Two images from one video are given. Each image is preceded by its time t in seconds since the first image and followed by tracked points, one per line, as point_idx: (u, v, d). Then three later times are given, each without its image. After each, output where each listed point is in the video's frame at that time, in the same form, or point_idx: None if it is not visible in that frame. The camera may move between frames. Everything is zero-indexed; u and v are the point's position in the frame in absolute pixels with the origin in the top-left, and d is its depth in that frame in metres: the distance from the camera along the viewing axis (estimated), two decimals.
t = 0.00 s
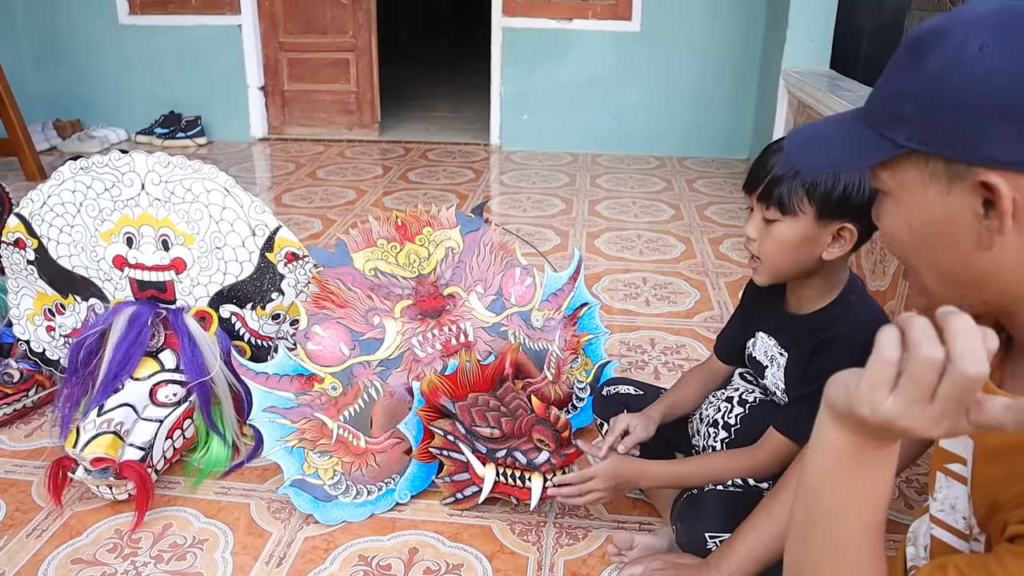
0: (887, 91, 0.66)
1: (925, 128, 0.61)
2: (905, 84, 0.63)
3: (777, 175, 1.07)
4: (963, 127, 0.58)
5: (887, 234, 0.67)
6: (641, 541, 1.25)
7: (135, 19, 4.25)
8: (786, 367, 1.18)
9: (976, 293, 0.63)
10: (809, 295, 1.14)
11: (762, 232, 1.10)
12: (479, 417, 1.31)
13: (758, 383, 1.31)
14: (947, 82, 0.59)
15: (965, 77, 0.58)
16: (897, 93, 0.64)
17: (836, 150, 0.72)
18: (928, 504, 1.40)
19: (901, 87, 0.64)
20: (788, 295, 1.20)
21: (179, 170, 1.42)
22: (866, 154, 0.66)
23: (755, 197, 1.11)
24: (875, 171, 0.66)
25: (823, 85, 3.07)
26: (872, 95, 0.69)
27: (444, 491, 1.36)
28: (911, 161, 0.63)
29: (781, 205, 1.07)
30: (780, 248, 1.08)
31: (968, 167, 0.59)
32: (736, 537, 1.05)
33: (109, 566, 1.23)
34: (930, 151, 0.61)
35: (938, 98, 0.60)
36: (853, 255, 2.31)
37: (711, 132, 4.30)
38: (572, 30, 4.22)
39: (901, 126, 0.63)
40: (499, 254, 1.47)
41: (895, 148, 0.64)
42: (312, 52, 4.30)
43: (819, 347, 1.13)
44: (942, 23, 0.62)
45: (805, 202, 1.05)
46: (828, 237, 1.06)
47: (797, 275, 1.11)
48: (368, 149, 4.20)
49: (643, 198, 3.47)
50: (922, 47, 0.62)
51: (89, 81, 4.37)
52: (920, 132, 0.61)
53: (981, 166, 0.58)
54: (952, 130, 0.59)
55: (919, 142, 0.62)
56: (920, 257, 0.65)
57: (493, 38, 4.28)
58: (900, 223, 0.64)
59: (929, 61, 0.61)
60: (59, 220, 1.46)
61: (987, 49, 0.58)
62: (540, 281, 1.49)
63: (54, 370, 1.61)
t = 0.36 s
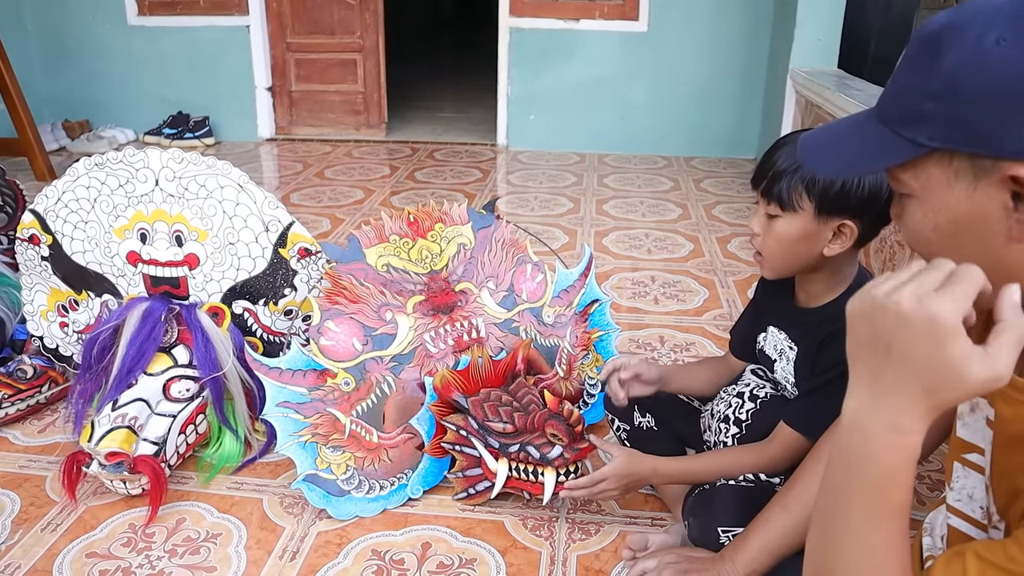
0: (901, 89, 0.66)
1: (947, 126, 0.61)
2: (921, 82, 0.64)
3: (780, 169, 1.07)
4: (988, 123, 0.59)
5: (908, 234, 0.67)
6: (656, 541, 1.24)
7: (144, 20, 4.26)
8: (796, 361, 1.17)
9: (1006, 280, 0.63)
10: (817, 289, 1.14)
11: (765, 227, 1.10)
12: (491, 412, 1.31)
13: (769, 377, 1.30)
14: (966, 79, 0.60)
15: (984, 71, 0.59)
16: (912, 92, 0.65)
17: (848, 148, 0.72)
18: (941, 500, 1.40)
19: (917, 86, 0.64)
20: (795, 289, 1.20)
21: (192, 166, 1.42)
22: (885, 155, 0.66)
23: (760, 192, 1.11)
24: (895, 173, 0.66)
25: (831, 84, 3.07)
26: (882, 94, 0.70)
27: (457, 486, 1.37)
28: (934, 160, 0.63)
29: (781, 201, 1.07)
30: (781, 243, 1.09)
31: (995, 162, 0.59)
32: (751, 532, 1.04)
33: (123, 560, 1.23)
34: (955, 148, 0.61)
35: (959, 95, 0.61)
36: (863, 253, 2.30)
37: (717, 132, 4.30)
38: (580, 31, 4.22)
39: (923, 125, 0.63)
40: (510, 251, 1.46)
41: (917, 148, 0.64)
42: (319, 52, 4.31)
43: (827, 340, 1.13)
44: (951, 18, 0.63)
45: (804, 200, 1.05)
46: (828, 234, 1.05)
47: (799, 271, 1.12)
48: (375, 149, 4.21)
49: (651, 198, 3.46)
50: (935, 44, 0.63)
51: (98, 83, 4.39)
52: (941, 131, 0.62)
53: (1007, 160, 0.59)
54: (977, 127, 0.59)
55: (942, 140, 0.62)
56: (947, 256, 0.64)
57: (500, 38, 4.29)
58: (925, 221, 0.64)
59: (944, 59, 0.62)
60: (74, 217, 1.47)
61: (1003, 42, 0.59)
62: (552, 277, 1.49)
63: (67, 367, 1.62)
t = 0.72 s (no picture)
0: (893, 107, 0.65)
1: (944, 147, 0.61)
2: (914, 103, 0.63)
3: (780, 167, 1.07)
4: (985, 145, 0.59)
5: (906, 251, 0.67)
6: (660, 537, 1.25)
7: (145, 20, 4.27)
8: (797, 357, 1.18)
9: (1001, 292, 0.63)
10: (816, 286, 1.15)
11: (764, 226, 1.11)
12: (491, 408, 1.32)
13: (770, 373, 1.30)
14: (962, 99, 0.59)
15: (978, 92, 0.59)
16: (906, 112, 0.64)
17: (847, 165, 0.70)
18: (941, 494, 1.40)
19: (911, 107, 0.63)
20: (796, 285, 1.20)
21: (192, 164, 1.42)
22: (878, 177, 0.66)
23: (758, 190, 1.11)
24: (889, 195, 0.66)
25: (831, 81, 3.07)
26: (871, 107, 0.69)
27: (457, 481, 1.38)
28: (929, 180, 0.63)
29: (781, 200, 1.07)
30: (780, 242, 1.09)
31: (996, 182, 0.59)
32: (749, 526, 1.04)
33: (125, 556, 1.24)
34: (951, 169, 0.61)
35: (954, 115, 0.60)
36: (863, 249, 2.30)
37: (718, 130, 4.30)
38: (580, 29, 4.22)
39: (917, 146, 0.63)
40: (510, 247, 1.47)
41: (912, 169, 0.64)
42: (320, 52, 4.31)
43: (827, 334, 1.13)
44: (937, 33, 0.62)
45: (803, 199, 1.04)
46: (828, 232, 1.05)
47: (800, 267, 1.12)
48: (376, 148, 4.21)
49: (651, 195, 3.47)
50: (924, 61, 0.62)
51: (100, 83, 4.40)
52: (937, 152, 0.62)
53: (1009, 179, 0.59)
54: (974, 149, 0.59)
55: (937, 162, 0.62)
56: (945, 272, 0.65)
57: (501, 36, 4.29)
58: (921, 241, 0.65)
59: (936, 78, 0.61)
60: (75, 215, 1.47)
61: (996, 59, 0.58)
62: (551, 274, 1.49)
63: (69, 364, 1.62)
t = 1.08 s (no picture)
0: (881, 119, 0.67)
1: (935, 157, 0.63)
2: (902, 116, 0.65)
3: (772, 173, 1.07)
4: (977, 151, 0.61)
5: (904, 254, 0.70)
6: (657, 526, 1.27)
7: (132, 17, 4.24)
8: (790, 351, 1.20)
9: (997, 287, 0.67)
10: (811, 284, 1.16)
11: (758, 232, 1.11)
12: (486, 401, 1.32)
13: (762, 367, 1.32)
14: (950, 109, 0.61)
15: (966, 102, 0.61)
16: (894, 124, 0.66)
17: (843, 177, 0.71)
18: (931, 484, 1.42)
19: (899, 119, 0.65)
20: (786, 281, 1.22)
21: (186, 161, 1.43)
22: (874, 188, 0.68)
23: (748, 197, 1.11)
24: (886, 205, 0.69)
25: (819, 77, 3.09)
26: (858, 119, 0.70)
27: (453, 476, 1.38)
28: (924, 188, 0.65)
29: (774, 207, 1.07)
30: (776, 246, 1.10)
31: (990, 185, 0.62)
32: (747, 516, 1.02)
33: (122, 553, 1.24)
34: (946, 177, 0.63)
35: (945, 125, 0.62)
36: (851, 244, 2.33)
37: (707, 127, 4.32)
38: (569, 25, 4.23)
39: (909, 158, 0.65)
40: (503, 243, 1.48)
41: (905, 179, 0.66)
42: (309, 49, 4.30)
43: (819, 328, 1.15)
44: (916, 46, 0.64)
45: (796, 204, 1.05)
46: (824, 231, 1.06)
47: (795, 268, 1.13)
48: (365, 144, 4.21)
49: (641, 191, 3.48)
50: (908, 73, 0.64)
51: (86, 81, 4.37)
52: (930, 161, 0.64)
53: (1002, 181, 0.61)
54: (967, 155, 0.61)
55: (931, 170, 0.64)
56: (944, 272, 0.68)
57: (490, 33, 4.30)
58: (920, 244, 0.67)
59: (921, 91, 0.63)
60: (67, 213, 1.47)
61: (980, 67, 0.60)
62: (544, 269, 1.50)
63: (62, 363, 1.62)
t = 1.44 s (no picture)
0: (884, 110, 0.68)
1: (934, 152, 0.65)
2: (905, 108, 0.66)
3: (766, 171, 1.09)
4: (975, 149, 0.62)
5: (895, 245, 0.71)
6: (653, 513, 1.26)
7: (124, 6, 4.22)
8: (786, 342, 1.22)
9: (987, 279, 0.69)
10: (804, 279, 1.18)
11: (753, 227, 1.13)
12: (486, 392, 1.34)
13: (756, 356, 1.34)
14: (952, 106, 0.63)
15: (969, 99, 0.62)
16: (896, 117, 0.67)
17: (841, 165, 0.72)
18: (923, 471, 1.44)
19: (902, 112, 0.66)
20: (781, 273, 1.23)
21: (186, 153, 1.43)
22: (871, 178, 0.69)
23: (744, 192, 1.13)
24: (881, 195, 0.70)
25: (813, 67, 3.10)
26: (859, 109, 0.71)
27: (453, 465, 1.40)
28: (919, 182, 0.67)
29: (769, 202, 1.09)
30: (771, 242, 1.11)
31: (984, 182, 0.63)
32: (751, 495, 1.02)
33: (126, 543, 1.26)
34: (943, 172, 0.65)
35: (945, 122, 0.63)
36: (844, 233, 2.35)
37: (701, 117, 4.33)
38: (563, 15, 4.23)
39: (907, 151, 0.67)
40: (501, 234, 1.49)
41: (901, 172, 0.67)
42: (303, 38, 4.29)
43: (816, 319, 1.17)
44: (922, 40, 0.65)
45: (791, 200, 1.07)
46: (817, 228, 1.08)
47: (789, 262, 1.15)
48: (360, 135, 4.20)
49: (636, 181, 3.49)
50: (913, 68, 0.66)
51: (78, 70, 4.35)
52: (928, 156, 0.65)
53: (997, 180, 0.62)
54: (966, 152, 0.63)
55: (928, 165, 0.65)
56: (934, 265, 0.70)
57: (484, 23, 4.29)
58: (912, 236, 0.69)
59: (926, 85, 0.64)
60: (67, 205, 1.47)
61: (983, 67, 0.61)
62: (542, 260, 1.51)
63: (62, 354, 1.63)
